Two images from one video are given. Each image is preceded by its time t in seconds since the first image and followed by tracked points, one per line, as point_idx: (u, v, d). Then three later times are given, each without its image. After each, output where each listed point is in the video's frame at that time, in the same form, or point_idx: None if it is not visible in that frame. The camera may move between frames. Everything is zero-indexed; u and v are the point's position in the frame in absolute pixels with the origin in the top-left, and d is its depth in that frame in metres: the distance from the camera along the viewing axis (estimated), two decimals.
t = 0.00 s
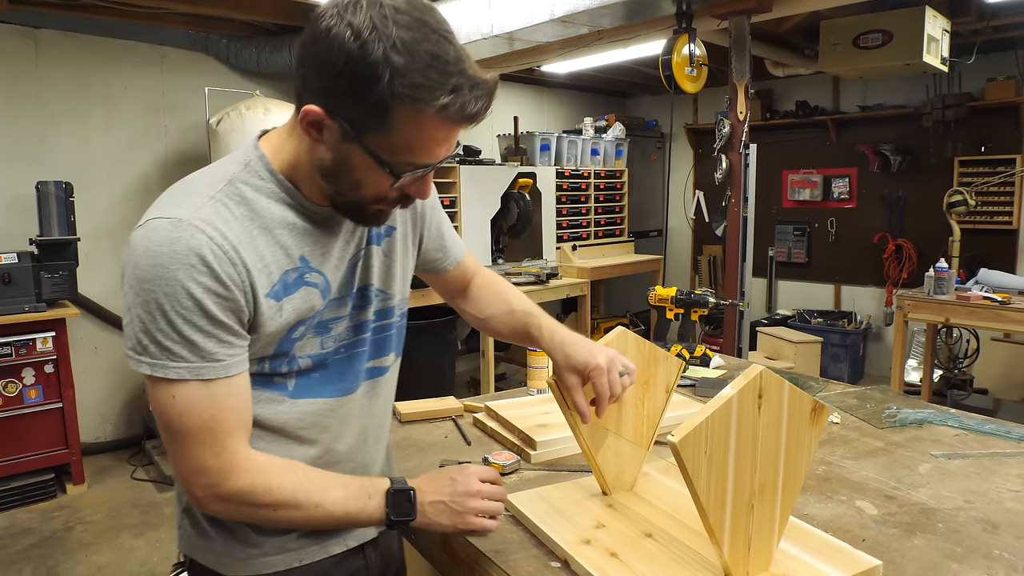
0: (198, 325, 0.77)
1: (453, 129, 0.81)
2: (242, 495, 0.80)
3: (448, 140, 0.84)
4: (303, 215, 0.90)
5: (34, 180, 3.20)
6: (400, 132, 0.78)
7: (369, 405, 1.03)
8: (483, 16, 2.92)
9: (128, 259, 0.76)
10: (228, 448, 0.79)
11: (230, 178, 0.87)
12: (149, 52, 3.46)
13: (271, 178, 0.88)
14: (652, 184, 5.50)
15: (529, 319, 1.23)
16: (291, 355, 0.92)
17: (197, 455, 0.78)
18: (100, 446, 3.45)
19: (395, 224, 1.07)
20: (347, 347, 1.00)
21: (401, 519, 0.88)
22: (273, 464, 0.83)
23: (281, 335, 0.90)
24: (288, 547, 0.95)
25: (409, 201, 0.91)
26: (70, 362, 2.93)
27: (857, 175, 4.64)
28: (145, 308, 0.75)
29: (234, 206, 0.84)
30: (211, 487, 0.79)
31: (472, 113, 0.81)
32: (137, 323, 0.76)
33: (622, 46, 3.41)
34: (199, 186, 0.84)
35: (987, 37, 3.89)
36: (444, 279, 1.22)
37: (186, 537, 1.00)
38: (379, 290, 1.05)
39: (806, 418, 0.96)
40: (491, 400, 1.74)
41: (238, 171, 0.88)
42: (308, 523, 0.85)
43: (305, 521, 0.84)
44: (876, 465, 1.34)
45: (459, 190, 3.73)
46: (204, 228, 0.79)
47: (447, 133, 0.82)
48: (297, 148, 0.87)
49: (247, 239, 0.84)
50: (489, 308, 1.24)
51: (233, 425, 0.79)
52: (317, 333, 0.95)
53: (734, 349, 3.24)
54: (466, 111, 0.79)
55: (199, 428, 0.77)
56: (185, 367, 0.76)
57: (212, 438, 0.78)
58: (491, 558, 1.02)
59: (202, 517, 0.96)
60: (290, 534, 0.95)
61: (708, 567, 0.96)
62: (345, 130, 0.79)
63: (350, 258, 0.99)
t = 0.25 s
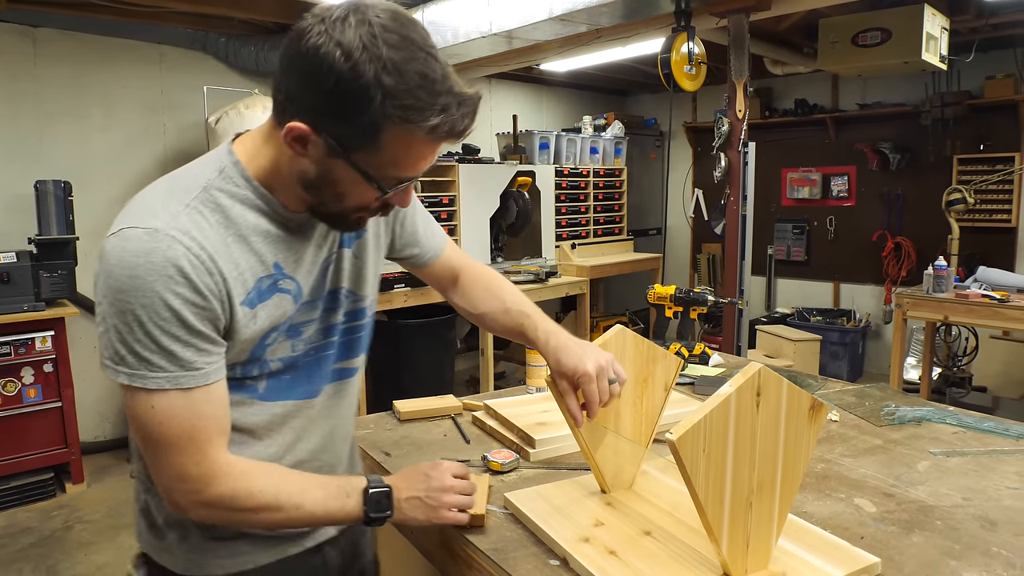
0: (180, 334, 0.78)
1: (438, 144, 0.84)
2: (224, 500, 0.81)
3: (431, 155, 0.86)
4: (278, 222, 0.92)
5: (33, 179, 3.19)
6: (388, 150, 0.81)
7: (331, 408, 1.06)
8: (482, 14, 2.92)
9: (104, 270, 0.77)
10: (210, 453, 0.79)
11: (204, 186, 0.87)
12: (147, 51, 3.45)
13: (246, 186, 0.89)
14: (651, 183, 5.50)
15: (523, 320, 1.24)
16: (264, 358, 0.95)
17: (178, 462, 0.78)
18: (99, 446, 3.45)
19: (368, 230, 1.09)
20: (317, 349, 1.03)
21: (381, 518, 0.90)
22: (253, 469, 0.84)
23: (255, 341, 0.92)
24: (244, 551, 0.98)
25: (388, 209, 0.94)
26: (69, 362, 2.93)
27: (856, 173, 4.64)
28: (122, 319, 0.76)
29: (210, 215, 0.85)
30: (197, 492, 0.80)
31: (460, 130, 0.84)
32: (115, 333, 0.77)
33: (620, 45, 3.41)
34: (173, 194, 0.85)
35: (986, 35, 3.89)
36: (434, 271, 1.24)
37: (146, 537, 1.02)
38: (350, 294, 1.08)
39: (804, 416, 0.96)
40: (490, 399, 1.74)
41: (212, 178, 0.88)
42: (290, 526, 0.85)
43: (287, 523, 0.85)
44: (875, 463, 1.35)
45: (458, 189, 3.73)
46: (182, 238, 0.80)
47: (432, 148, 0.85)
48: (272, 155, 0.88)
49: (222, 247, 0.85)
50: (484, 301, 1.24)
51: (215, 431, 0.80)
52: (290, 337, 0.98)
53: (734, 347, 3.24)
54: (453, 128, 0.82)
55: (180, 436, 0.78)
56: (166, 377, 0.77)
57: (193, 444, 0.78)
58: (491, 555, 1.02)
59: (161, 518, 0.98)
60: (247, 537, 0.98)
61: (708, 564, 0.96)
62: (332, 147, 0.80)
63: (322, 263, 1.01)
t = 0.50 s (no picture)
0: (178, 351, 0.81)
1: (404, 154, 0.85)
2: (236, 501, 0.84)
3: (398, 166, 0.87)
4: (258, 235, 0.96)
5: (31, 178, 3.19)
6: (350, 159, 0.82)
7: (293, 408, 1.12)
8: (479, 12, 2.92)
9: (97, 292, 0.79)
10: (219, 459, 0.83)
11: (186, 203, 0.90)
12: (145, 49, 3.44)
13: (227, 200, 0.92)
14: (650, 181, 5.49)
15: (520, 319, 1.24)
16: (242, 361, 1.01)
17: (188, 472, 0.81)
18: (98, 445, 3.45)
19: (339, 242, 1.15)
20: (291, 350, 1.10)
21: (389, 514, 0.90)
22: (264, 471, 0.87)
23: (237, 348, 0.97)
24: (210, 536, 1.06)
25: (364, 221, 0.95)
26: (68, 361, 2.92)
27: (855, 171, 4.64)
28: (120, 339, 0.79)
29: (194, 232, 0.89)
30: (213, 497, 0.83)
31: (424, 136, 0.85)
32: (115, 351, 0.80)
33: (618, 43, 3.41)
34: (156, 211, 0.87)
35: (984, 33, 3.88)
36: (422, 264, 1.26)
37: (113, 524, 1.09)
38: (322, 297, 1.14)
39: (802, 413, 0.96)
40: (489, 397, 1.74)
41: (194, 194, 0.91)
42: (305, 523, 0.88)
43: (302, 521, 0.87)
44: (873, 460, 1.35)
45: (456, 187, 3.74)
46: (169, 256, 0.83)
47: (399, 158, 0.85)
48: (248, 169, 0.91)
49: (208, 263, 0.89)
50: (480, 298, 1.25)
51: (221, 440, 0.83)
52: (265, 340, 1.04)
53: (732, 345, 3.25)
54: (418, 134, 0.83)
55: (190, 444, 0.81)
56: (169, 393, 0.80)
57: (201, 454, 0.81)
58: (489, 553, 1.02)
59: (131, 504, 1.05)
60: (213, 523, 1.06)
61: (706, 562, 0.96)
62: (297, 157, 0.82)
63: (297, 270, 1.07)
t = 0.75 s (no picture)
0: (209, 334, 0.81)
1: (381, 150, 0.85)
2: (313, 480, 0.83)
3: (378, 164, 0.88)
4: (264, 228, 0.97)
5: (29, 177, 3.18)
6: (327, 155, 0.83)
7: (298, 391, 1.18)
8: (478, 11, 2.92)
9: (120, 293, 0.80)
10: (275, 436, 0.82)
11: (192, 202, 0.91)
12: (143, 48, 3.44)
13: (231, 197, 0.93)
14: (648, 180, 5.49)
15: (520, 317, 1.24)
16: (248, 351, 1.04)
17: (256, 459, 0.81)
18: (96, 443, 3.45)
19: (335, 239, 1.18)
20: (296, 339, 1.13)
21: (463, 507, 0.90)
22: (322, 450, 0.86)
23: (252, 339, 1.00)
24: (226, 517, 1.08)
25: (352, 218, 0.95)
26: (66, 359, 2.92)
27: (853, 170, 4.65)
28: (151, 334, 0.80)
29: (205, 228, 0.90)
30: (273, 477, 0.82)
31: (399, 134, 0.84)
32: (148, 346, 0.81)
33: (617, 42, 3.41)
34: (162, 211, 0.88)
35: (983, 32, 3.89)
36: (419, 255, 1.26)
37: (132, 508, 1.10)
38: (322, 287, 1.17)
39: (799, 411, 0.97)
40: (487, 395, 1.74)
41: (199, 192, 0.92)
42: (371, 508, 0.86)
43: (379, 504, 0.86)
44: (870, 458, 1.35)
45: (455, 186, 3.75)
46: (183, 251, 0.84)
47: (377, 153, 0.85)
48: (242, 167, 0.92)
49: (223, 257, 0.90)
50: (481, 294, 1.25)
51: (274, 417, 0.83)
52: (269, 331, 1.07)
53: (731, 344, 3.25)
54: (394, 129, 0.83)
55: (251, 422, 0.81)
56: (209, 377, 0.80)
57: (264, 437, 0.81)
58: (488, 552, 1.02)
59: (148, 489, 1.07)
60: (229, 505, 1.08)
61: (703, 560, 0.96)
62: (278, 153, 0.83)
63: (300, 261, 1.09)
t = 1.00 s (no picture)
0: (239, 346, 0.87)
1: (381, 174, 0.87)
2: (352, 481, 0.91)
3: (380, 187, 0.90)
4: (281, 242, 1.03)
5: (28, 175, 3.18)
6: (327, 179, 0.85)
7: (319, 381, 1.27)
8: (476, 9, 2.91)
9: (154, 316, 0.87)
10: (312, 434, 0.89)
11: (212, 221, 0.96)
12: (140, 46, 3.43)
13: (246, 215, 0.98)
14: (647, 178, 5.48)
15: (521, 313, 1.25)
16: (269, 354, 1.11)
17: (297, 458, 0.88)
18: (95, 442, 3.45)
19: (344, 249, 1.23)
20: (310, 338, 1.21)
21: (500, 517, 1.02)
22: (358, 451, 0.93)
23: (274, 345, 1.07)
24: (257, 503, 1.16)
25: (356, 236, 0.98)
26: (65, 357, 2.92)
27: (851, 168, 4.65)
28: (187, 351, 0.86)
29: (226, 247, 0.95)
30: (312, 472, 0.89)
31: (395, 159, 0.85)
32: (185, 363, 0.87)
33: (616, 40, 3.41)
34: (186, 231, 0.93)
35: (981, 30, 3.89)
36: (424, 255, 1.27)
37: (167, 500, 1.17)
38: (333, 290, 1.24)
39: (796, 409, 0.97)
40: (485, 393, 1.74)
41: (217, 212, 0.97)
42: (416, 512, 0.95)
43: (415, 507, 0.94)
44: (867, 456, 1.35)
45: (453, 185, 3.75)
46: (209, 271, 0.90)
47: (375, 178, 0.87)
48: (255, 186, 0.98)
49: (245, 273, 0.96)
50: (484, 291, 1.26)
51: (310, 416, 0.90)
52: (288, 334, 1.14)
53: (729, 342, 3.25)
54: (391, 156, 0.84)
55: (289, 424, 0.87)
56: (243, 386, 0.86)
57: (306, 438, 0.88)
58: (486, 550, 1.02)
59: (182, 481, 1.14)
60: (260, 491, 1.16)
61: (700, 557, 0.97)
62: (281, 175, 0.86)
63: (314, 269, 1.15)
